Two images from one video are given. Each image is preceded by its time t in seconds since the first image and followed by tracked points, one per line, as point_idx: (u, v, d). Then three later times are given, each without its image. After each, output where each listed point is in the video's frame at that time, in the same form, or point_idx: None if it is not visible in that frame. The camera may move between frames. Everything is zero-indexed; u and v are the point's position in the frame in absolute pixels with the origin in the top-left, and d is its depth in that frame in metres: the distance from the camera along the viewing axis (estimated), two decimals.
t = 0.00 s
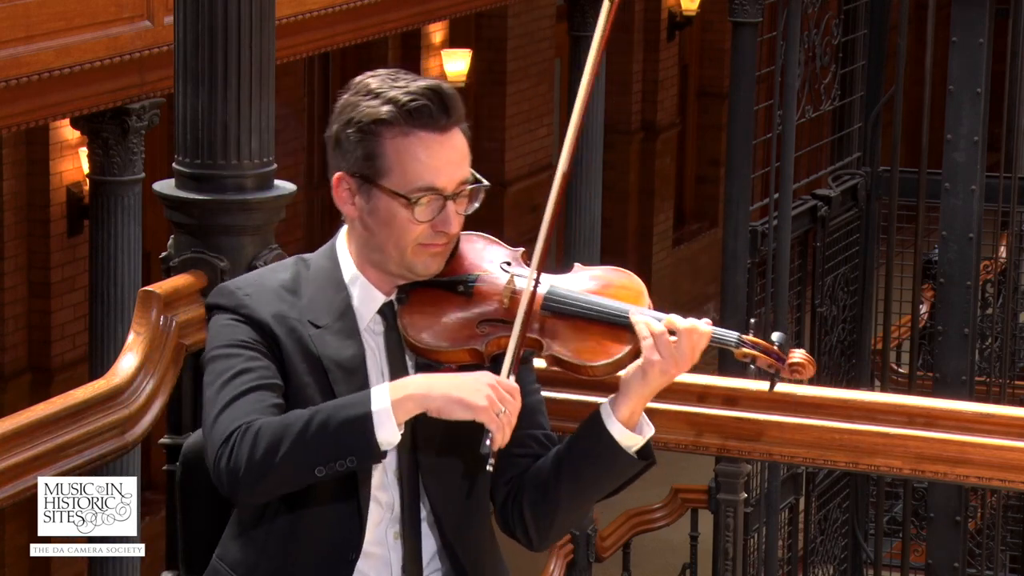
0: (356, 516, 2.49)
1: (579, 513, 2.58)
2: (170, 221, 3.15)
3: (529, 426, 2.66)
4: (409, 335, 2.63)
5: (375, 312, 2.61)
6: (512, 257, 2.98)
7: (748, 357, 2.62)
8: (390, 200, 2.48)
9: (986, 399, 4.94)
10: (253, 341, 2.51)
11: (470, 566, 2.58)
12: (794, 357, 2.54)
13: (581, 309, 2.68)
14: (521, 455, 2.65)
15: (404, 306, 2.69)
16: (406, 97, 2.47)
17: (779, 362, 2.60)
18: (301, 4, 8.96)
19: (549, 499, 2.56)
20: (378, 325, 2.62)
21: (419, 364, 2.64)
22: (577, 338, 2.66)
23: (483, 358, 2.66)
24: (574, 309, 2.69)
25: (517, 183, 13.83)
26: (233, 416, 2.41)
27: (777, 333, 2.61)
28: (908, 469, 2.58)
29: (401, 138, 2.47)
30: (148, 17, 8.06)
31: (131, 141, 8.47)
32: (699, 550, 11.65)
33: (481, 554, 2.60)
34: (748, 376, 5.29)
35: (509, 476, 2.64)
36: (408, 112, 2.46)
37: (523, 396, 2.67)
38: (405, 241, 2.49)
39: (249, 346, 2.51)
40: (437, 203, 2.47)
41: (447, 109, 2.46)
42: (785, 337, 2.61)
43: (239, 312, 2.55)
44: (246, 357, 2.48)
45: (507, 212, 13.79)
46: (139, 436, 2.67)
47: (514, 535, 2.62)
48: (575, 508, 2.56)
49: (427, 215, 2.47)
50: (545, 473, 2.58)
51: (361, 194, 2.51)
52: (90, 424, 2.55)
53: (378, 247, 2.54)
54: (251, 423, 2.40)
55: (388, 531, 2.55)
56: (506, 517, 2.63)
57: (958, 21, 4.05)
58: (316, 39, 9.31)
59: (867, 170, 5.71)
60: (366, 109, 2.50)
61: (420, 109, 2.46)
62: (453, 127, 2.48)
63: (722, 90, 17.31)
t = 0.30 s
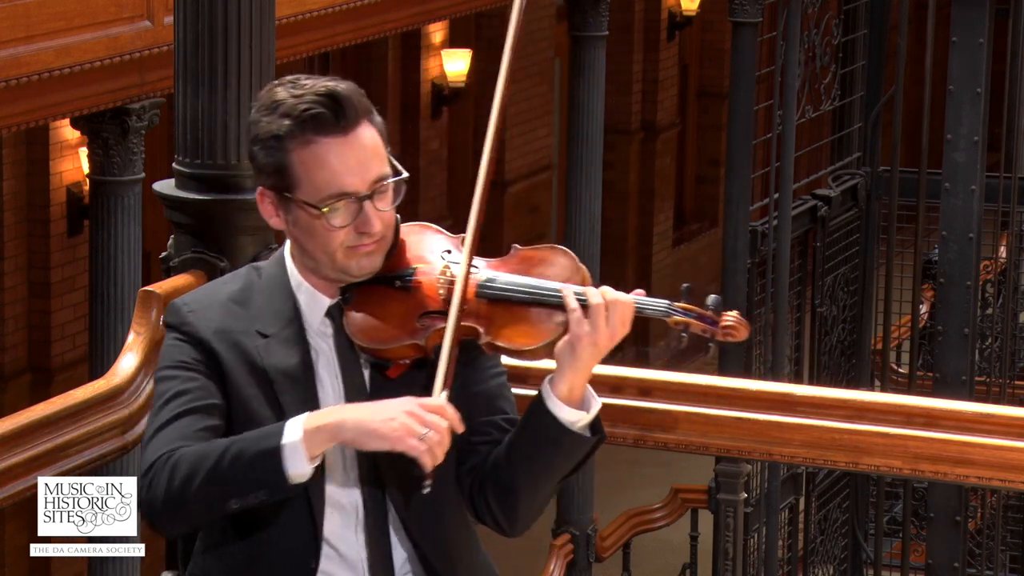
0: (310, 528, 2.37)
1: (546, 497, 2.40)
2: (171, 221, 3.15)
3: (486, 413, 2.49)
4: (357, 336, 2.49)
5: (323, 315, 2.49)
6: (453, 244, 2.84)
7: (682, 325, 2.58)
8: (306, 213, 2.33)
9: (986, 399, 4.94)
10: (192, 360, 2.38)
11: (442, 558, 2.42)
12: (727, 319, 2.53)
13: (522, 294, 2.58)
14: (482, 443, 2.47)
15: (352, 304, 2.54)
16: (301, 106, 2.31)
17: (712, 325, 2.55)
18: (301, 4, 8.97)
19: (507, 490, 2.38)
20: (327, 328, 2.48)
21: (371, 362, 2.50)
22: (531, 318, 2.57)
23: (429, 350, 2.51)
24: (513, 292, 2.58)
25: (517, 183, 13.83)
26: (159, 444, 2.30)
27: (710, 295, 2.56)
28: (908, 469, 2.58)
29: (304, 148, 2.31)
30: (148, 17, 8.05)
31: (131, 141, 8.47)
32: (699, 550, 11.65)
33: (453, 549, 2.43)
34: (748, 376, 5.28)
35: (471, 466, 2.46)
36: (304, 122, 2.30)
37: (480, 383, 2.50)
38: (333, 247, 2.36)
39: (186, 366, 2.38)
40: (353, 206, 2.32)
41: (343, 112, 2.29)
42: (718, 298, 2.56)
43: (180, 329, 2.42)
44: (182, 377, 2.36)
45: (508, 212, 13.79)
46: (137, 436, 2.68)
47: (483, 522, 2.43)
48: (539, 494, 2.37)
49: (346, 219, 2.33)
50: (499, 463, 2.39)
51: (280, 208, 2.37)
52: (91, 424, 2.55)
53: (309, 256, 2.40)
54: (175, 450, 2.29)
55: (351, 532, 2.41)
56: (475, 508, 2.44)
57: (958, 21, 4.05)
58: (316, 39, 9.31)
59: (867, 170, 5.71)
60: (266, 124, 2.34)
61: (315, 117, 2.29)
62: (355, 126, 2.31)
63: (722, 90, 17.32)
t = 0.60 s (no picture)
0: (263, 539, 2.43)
1: (510, 502, 2.42)
2: (170, 221, 3.15)
3: (451, 417, 2.52)
4: (316, 340, 2.53)
5: (293, 321, 2.55)
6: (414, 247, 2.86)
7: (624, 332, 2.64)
8: (261, 219, 2.41)
9: (986, 398, 4.94)
10: (150, 382, 2.45)
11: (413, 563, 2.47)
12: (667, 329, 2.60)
13: (476, 305, 2.60)
14: (447, 446, 2.50)
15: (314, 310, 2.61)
16: (247, 113, 2.39)
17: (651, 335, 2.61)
18: (301, 4, 8.97)
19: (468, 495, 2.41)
20: (297, 334, 2.55)
21: (339, 369, 2.52)
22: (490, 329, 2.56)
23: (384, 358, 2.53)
24: (462, 302, 2.61)
25: (517, 183, 13.83)
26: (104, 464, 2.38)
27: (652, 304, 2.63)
28: (908, 469, 2.58)
29: (254, 155, 2.40)
30: (148, 17, 8.06)
31: (131, 141, 8.46)
32: (699, 550, 11.65)
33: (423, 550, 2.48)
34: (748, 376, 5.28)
35: (437, 469, 2.49)
36: (250, 129, 2.38)
37: (449, 386, 2.54)
38: (291, 253, 2.43)
39: (144, 383, 2.46)
40: (306, 210, 2.39)
41: (288, 117, 2.37)
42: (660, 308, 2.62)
43: (145, 348, 2.49)
44: (135, 401, 2.43)
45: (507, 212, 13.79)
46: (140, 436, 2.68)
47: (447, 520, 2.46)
48: (499, 500, 2.40)
49: (299, 223, 2.40)
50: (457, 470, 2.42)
51: (239, 215, 2.45)
52: (91, 424, 2.56)
53: (270, 262, 2.48)
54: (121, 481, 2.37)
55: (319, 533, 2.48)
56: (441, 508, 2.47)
57: (958, 21, 4.05)
58: (316, 39, 9.31)
59: (867, 170, 5.71)
60: (218, 131, 2.43)
61: (261, 122, 2.37)
62: (302, 130, 2.38)
63: (722, 90, 17.33)
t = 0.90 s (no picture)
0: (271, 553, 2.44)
1: (523, 492, 2.45)
2: (170, 221, 3.14)
3: (458, 412, 2.53)
4: (316, 353, 2.56)
5: (287, 334, 2.57)
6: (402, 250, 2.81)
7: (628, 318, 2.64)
8: (251, 240, 2.40)
9: (986, 398, 4.94)
10: (146, 419, 2.44)
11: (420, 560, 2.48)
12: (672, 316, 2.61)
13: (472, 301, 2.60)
14: (454, 443, 2.52)
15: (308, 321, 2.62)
16: (226, 137, 2.37)
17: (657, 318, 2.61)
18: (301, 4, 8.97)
19: (481, 490, 2.43)
20: (293, 345, 2.57)
21: (339, 378, 2.56)
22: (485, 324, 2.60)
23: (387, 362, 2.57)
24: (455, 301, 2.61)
25: (517, 183, 13.83)
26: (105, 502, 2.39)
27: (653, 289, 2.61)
28: (908, 469, 2.58)
29: (238, 177, 2.38)
30: (148, 17, 8.06)
31: (131, 141, 8.46)
32: (699, 550, 11.65)
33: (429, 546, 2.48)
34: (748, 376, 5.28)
35: (446, 466, 2.50)
36: (233, 152, 2.37)
37: (450, 380, 2.55)
38: (285, 270, 2.42)
39: (136, 417, 2.45)
40: (297, 227, 2.38)
41: (269, 136, 2.35)
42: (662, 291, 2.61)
43: (135, 379, 2.47)
44: (133, 440, 2.43)
45: (507, 212, 13.79)
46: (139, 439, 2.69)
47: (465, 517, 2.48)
48: (512, 492, 2.43)
49: (292, 239, 2.38)
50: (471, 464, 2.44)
51: (228, 238, 2.44)
52: (92, 425, 2.56)
53: (262, 280, 2.46)
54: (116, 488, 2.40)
55: (327, 536, 2.50)
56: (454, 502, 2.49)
57: (958, 21, 4.05)
58: (316, 39, 9.31)
59: (867, 171, 5.71)
60: (197, 156, 2.41)
61: (243, 145, 2.36)
62: (284, 149, 2.37)
63: (722, 90, 17.34)
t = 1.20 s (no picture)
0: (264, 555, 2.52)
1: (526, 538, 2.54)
2: (170, 221, 3.15)
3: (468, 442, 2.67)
4: (332, 372, 2.62)
5: (300, 342, 2.64)
6: (427, 278, 2.85)
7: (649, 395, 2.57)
8: (283, 252, 2.49)
9: (987, 398, 4.93)
10: (152, 407, 2.52)
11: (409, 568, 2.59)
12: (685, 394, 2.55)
13: (495, 350, 2.64)
14: (462, 473, 2.64)
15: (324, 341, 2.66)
16: (281, 150, 2.46)
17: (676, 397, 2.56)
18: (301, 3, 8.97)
19: (489, 528, 2.54)
20: (304, 355, 2.64)
21: (345, 393, 2.63)
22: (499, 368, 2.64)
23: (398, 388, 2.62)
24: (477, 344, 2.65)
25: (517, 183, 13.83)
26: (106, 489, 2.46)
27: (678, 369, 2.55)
28: (908, 468, 2.62)
29: (281, 190, 2.46)
30: (148, 17, 8.06)
31: (131, 141, 8.47)
32: (699, 550, 11.65)
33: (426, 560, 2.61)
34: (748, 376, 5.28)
35: (450, 493, 2.64)
36: (283, 166, 2.45)
37: (462, 411, 2.68)
38: (307, 285, 2.51)
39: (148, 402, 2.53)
40: (329, 251, 2.47)
41: (322, 159, 2.44)
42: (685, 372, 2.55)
43: (146, 366, 2.56)
44: (137, 426, 2.51)
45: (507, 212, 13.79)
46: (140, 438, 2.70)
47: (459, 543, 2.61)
48: (518, 535, 2.52)
49: (320, 261, 2.48)
50: (484, 500, 2.55)
51: (259, 244, 2.53)
52: (92, 424, 2.57)
53: (281, 287, 2.56)
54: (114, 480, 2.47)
55: (324, 541, 2.59)
56: (456, 532, 2.61)
57: (958, 21, 4.05)
58: (316, 39, 9.31)
59: (867, 170, 5.71)
60: (247, 162, 2.49)
61: (294, 162, 2.44)
62: (331, 174, 2.45)
63: (722, 90, 17.33)
